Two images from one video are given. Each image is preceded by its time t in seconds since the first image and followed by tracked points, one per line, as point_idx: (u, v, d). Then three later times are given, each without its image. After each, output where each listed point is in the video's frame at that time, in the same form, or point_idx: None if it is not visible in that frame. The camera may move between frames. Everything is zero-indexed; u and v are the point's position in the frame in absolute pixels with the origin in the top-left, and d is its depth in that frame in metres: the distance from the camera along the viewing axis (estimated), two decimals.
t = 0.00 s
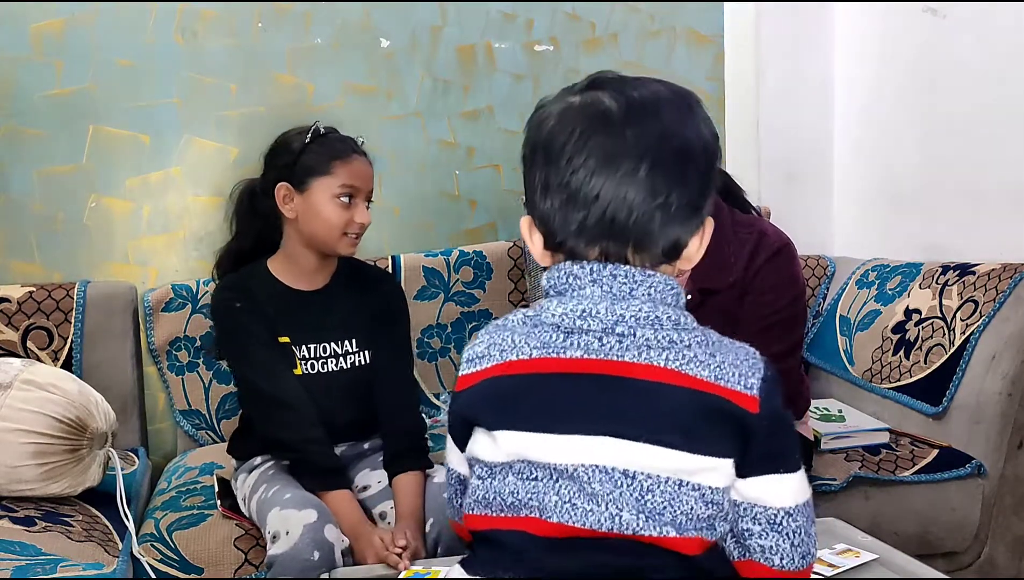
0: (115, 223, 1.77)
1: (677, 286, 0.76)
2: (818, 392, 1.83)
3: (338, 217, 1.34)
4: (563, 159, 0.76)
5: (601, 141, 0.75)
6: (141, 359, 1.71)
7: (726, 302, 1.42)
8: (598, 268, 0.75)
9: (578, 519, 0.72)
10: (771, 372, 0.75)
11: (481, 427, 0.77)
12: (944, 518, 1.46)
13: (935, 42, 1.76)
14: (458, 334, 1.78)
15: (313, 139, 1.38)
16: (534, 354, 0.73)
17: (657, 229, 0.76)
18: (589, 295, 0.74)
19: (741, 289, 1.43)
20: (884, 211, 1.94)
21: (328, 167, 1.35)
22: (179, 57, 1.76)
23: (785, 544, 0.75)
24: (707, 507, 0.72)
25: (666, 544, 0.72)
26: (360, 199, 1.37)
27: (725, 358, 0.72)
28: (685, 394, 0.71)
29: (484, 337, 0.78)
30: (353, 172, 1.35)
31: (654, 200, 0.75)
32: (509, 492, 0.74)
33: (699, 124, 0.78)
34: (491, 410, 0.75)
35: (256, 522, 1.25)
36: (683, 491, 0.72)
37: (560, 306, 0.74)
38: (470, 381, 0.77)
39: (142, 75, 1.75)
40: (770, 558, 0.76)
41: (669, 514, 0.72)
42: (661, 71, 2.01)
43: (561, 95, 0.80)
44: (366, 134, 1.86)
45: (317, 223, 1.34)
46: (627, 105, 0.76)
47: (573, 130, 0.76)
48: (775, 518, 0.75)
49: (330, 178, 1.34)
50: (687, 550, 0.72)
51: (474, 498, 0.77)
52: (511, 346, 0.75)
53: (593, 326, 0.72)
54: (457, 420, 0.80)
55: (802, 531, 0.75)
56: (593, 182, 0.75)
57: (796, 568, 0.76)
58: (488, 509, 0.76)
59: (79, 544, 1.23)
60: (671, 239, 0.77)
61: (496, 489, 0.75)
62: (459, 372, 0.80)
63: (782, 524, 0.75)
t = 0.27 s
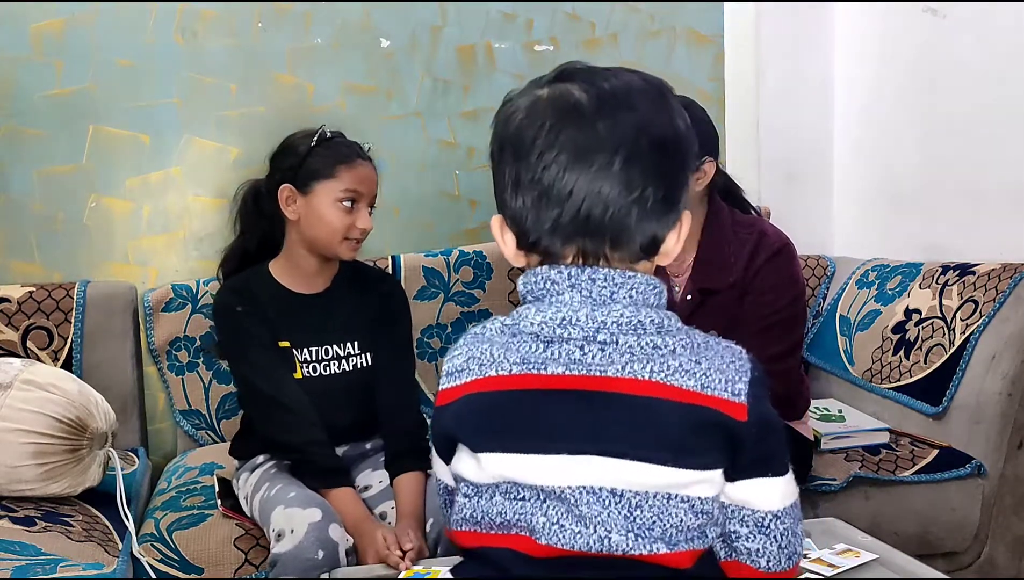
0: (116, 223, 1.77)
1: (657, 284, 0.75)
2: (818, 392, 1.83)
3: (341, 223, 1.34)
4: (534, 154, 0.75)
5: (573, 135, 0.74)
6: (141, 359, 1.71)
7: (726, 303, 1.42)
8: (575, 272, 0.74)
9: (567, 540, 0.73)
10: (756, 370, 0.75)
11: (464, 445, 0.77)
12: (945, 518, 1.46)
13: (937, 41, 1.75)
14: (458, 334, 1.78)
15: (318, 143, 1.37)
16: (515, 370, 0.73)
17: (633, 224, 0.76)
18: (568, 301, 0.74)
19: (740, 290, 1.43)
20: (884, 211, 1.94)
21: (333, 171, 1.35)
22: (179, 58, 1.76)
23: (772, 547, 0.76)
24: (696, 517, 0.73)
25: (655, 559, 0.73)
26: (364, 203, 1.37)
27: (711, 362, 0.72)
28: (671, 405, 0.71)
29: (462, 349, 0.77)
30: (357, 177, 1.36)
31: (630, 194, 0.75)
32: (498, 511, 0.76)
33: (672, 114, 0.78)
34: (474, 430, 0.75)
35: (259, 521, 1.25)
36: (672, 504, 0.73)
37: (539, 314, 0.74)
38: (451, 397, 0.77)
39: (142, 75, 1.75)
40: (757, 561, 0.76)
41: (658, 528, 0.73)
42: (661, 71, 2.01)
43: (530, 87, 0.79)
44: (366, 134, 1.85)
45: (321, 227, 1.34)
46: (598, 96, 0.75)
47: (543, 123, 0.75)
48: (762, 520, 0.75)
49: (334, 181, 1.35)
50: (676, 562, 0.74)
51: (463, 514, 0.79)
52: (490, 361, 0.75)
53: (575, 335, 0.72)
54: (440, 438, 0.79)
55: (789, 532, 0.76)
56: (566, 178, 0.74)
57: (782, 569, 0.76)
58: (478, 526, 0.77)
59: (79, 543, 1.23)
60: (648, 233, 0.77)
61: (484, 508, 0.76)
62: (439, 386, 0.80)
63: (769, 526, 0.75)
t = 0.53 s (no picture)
0: (116, 223, 1.77)
1: (653, 288, 0.76)
2: (818, 392, 1.83)
3: (340, 226, 1.34)
4: (522, 158, 0.75)
5: (561, 138, 0.74)
6: (141, 359, 1.71)
7: (726, 300, 1.43)
8: (569, 278, 0.74)
9: (564, 554, 0.72)
10: (754, 374, 0.75)
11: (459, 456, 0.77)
12: (944, 518, 1.46)
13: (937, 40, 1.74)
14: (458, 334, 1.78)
15: (318, 146, 1.37)
16: (511, 381, 0.73)
17: (625, 228, 0.76)
18: (563, 308, 0.74)
19: (740, 288, 1.43)
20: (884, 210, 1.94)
21: (333, 176, 1.35)
22: (179, 58, 1.76)
23: (767, 551, 0.76)
24: (694, 525, 0.74)
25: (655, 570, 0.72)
26: (363, 208, 1.37)
27: (709, 371, 0.72)
28: (669, 414, 0.71)
29: (455, 357, 0.77)
30: (357, 182, 1.35)
31: (621, 197, 0.75)
32: (494, 523, 0.75)
33: (660, 113, 0.78)
34: (470, 442, 0.74)
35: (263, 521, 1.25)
36: (669, 514, 0.73)
37: (533, 322, 0.74)
38: (445, 406, 0.76)
39: (142, 75, 1.75)
40: (752, 565, 0.76)
41: (656, 540, 0.72)
42: (661, 70, 2.01)
43: (513, 89, 0.78)
44: (366, 134, 1.86)
45: (320, 232, 1.34)
46: (584, 97, 0.75)
47: (530, 127, 0.75)
48: (758, 524, 0.76)
49: (333, 186, 1.34)
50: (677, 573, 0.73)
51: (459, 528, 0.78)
52: (484, 371, 0.74)
53: (570, 342, 0.72)
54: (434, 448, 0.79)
55: (784, 537, 0.76)
56: (556, 182, 0.74)
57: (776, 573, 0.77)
58: (474, 537, 0.77)
59: (79, 543, 1.23)
60: (640, 236, 0.77)
61: (480, 520, 0.76)
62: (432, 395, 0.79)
63: (765, 531, 0.76)
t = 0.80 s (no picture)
0: (116, 223, 1.77)
1: (647, 287, 0.75)
2: (818, 392, 1.83)
3: (330, 226, 1.34)
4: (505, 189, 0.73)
5: (541, 167, 0.72)
6: (141, 359, 1.71)
7: (729, 293, 1.42)
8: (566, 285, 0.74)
9: (561, 556, 0.73)
10: (752, 373, 0.75)
11: (456, 457, 0.77)
12: (945, 518, 1.46)
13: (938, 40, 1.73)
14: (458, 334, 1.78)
15: (307, 145, 1.37)
16: (505, 382, 0.73)
17: (617, 250, 0.74)
18: (557, 311, 0.74)
19: (743, 282, 1.42)
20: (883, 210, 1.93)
21: (323, 175, 1.35)
22: (179, 58, 1.76)
23: (763, 550, 0.76)
24: (690, 524, 0.73)
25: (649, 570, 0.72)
26: (354, 206, 1.37)
27: (704, 369, 0.72)
28: (663, 412, 0.70)
29: (451, 360, 0.77)
30: (348, 181, 1.35)
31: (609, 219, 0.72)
32: (491, 525, 0.76)
33: (646, 124, 0.73)
34: (465, 443, 0.74)
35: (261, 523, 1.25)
36: (665, 514, 0.72)
37: (527, 325, 0.74)
38: (440, 408, 0.76)
39: (142, 75, 1.75)
40: (747, 565, 0.76)
41: (653, 540, 0.72)
42: (662, 70, 2.01)
43: (494, 109, 0.76)
44: (367, 134, 1.86)
45: (309, 231, 1.34)
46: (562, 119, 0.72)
47: (509, 155, 0.73)
48: (754, 523, 0.76)
49: (324, 186, 1.34)
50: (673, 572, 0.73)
51: (457, 530, 0.79)
52: (479, 372, 0.74)
53: (564, 344, 0.72)
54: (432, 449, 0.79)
55: (780, 536, 0.76)
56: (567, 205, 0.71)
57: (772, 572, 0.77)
58: (472, 539, 0.78)
59: (79, 543, 1.23)
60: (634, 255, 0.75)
61: (477, 522, 0.77)
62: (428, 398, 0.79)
63: (760, 530, 0.76)
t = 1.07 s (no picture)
0: (116, 223, 1.77)
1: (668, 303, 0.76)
2: (818, 392, 1.83)
3: (317, 204, 1.37)
4: (584, 207, 0.70)
5: (634, 200, 0.69)
6: (141, 359, 1.71)
7: (740, 284, 1.43)
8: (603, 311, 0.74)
9: (558, 538, 0.72)
10: (753, 384, 0.77)
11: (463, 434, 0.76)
12: (945, 518, 1.46)
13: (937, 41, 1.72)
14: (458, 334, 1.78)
15: (289, 133, 1.42)
16: (521, 368, 0.73)
17: (675, 292, 0.74)
18: (580, 313, 0.74)
19: (754, 276, 1.44)
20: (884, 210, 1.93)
21: (306, 158, 1.39)
22: (179, 58, 1.76)
23: (755, 551, 0.76)
24: (681, 517, 0.73)
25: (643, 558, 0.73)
26: (340, 186, 1.39)
27: (712, 375, 0.73)
28: (670, 413, 0.71)
29: (467, 341, 0.77)
30: (332, 161, 1.39)
31: (676, 262, 0.72)
32: (491, 505, 0.75)
33: (735, 179, 0.72)
34: (473, 419, 0.74)
35: (262, 521, 1.25)
36: (658, 504, 0.73)
37: (549, 319, 0.74)
38: (454, 386, 0.76)
39: (141, 75, 1.75)
40: (740, 564, 0.76)
41: (646, 528, 0.73)
42: (661, 71, 2.02)
43: (587, 120, 0.72)
44: (367, 134, 1.85)
45: (298, 211, 1.37)
46: (665, 158, 0.69)
47: (601, 178, 0.70)
48: (746, 525, 0.76)
49: (307, 169, 1.38)
50: (665, 561, 0.74)
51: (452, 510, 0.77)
52: (496, 355, 0.75)
53: (582, 342, 0.73)
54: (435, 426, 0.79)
55: (772, 540, 0.77)
56: (640, 233, 0.70)
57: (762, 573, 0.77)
58: (466, 520, 0.76)
59: (79, 544, 1.23)
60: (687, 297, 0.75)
61: (476, 501, 0.75)
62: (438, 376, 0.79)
63: (754, 531, 0.76)
